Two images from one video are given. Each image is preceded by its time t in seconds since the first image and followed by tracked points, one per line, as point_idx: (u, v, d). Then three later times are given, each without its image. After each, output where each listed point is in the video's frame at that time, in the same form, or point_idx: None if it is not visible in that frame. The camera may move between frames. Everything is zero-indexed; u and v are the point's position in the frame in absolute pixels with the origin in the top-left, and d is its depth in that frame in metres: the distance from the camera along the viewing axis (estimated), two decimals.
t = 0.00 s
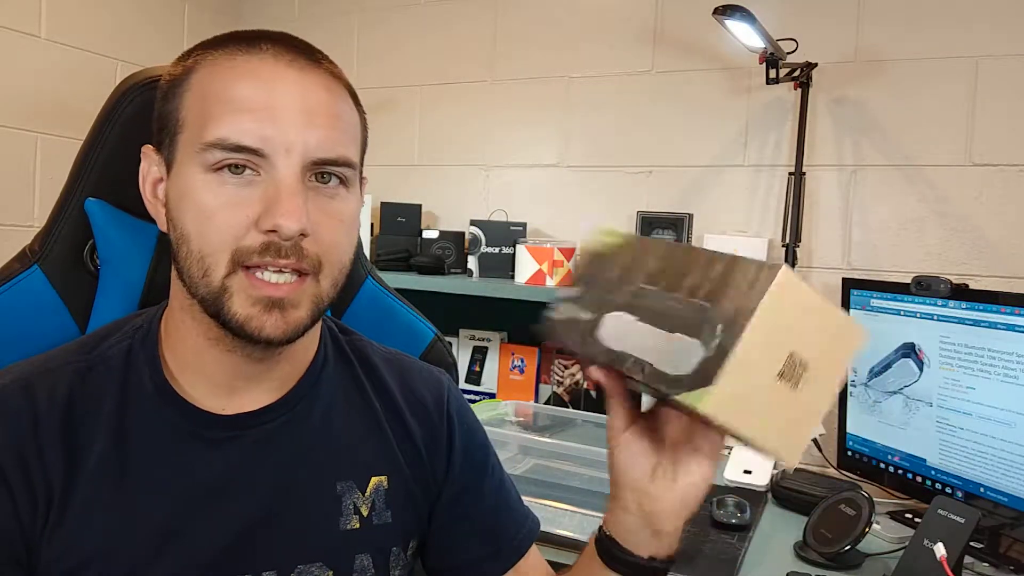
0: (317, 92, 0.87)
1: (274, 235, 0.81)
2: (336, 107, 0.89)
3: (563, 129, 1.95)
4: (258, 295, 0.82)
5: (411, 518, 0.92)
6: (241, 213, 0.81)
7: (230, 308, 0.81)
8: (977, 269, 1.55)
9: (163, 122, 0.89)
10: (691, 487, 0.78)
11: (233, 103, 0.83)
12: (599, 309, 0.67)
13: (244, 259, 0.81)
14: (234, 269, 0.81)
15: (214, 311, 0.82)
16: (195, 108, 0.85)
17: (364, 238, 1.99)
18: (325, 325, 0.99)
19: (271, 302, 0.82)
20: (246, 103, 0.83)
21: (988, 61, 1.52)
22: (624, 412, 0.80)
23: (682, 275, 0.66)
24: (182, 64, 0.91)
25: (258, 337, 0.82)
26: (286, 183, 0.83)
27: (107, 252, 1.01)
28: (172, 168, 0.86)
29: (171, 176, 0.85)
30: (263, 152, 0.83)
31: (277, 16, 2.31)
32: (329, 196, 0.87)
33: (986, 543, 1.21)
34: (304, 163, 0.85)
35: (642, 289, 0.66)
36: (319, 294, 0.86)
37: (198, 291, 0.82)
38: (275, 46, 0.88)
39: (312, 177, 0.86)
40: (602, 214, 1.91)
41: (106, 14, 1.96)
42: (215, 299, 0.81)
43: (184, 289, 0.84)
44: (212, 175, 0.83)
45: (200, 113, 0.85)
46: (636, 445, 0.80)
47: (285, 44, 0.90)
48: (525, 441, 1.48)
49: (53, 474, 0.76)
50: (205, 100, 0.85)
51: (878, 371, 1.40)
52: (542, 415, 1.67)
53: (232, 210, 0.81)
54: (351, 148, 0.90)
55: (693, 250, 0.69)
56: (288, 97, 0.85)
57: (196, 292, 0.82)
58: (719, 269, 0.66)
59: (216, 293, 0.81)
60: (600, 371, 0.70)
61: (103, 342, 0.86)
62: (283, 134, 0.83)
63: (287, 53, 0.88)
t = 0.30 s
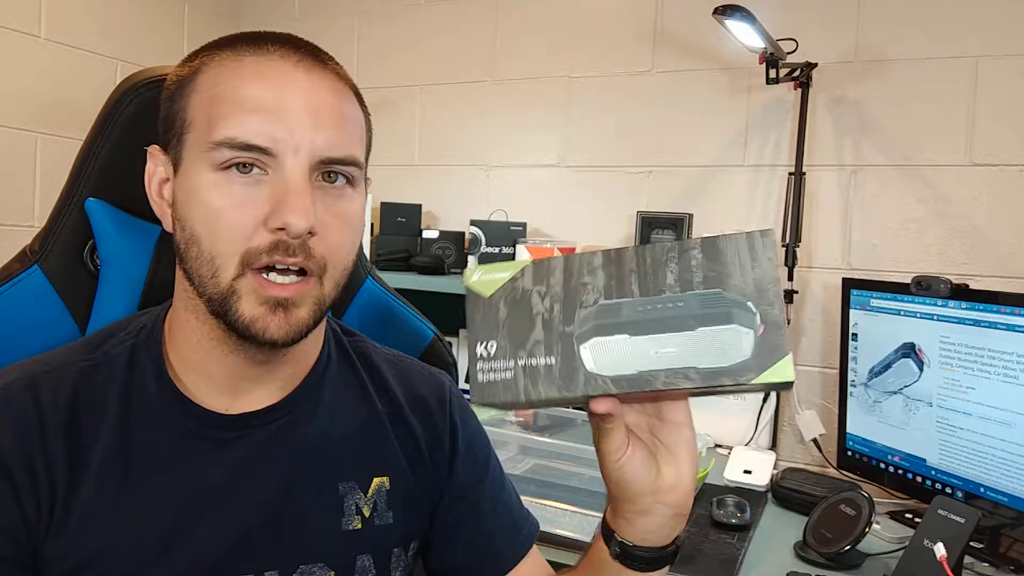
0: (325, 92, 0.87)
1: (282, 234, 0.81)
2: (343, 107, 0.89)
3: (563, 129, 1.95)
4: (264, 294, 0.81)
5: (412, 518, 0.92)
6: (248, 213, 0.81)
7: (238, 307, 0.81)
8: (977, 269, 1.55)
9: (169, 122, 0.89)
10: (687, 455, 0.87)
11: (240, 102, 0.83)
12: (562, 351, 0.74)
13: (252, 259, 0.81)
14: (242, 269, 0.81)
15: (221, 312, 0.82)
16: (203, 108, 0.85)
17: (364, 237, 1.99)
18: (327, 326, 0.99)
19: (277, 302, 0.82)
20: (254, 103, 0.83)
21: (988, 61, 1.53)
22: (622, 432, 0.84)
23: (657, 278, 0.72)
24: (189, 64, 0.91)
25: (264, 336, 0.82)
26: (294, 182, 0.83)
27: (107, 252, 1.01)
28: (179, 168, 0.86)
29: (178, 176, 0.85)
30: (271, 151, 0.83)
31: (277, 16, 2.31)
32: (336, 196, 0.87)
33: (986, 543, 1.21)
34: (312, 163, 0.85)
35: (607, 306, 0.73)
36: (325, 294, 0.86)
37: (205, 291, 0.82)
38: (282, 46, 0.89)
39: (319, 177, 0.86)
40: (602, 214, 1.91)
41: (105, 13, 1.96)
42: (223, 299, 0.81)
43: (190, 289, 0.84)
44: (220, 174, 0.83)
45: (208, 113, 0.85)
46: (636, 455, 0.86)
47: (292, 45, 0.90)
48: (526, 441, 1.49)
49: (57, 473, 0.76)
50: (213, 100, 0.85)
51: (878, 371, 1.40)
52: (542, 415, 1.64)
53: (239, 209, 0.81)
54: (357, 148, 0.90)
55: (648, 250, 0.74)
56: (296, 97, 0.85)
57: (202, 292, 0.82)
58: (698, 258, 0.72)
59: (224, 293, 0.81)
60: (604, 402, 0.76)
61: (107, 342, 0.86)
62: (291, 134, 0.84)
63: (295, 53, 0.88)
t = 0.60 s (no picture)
0: (326, 92, 0.87)
1: (281, 234, 0.81)
2: (345, 107, 0.89)
3: (563, 129, 1.95)
4: (262, 293, 0.81)
5: (414, 519, 0.92)
6: (249, 213, 0.81)
7: (236, 307, 0.81)
8: (977, 269, 1.55)
9: (172, 122, 0.89)
10: (676, 446, 0.88)
11: (241, 102, 0.83)
12: (551, 360, 0.75)
13: (251, 258, 0.81)
14: (242, 268, 0.81)
15: (221, 312, 0.82)
16: (204, 108, 0.85)
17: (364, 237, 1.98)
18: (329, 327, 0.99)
19: (276, 302, 0.82)
20: (255, 103, 0.83)
21: (987, 61, 1.53)
22: (614, 432, 0.85)
23: (635, 275, 0.73)
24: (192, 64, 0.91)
25: (263, 337, 0.82)
26: (294, 182, 0.83)
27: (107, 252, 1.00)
28: (181, 168, 0.86)
29: (179, 176, 0.85)
30: (271, 151, 0.83)
31: (277, 16, 2.31)
32: (336, 197, 0.87)
33: (987, 543, 1.21)
34: (312, 163, 0.85)
35: (587, 309, 0.74)
36: (324, 294, 0.86)
37: (205, 290, 0.82)
38: (284, 46, 0.89)
39: (320, 177, 0.86)
40: (602, 214, 1.91)
41: (105, 14, 1.95)
42: (222, 299, 0.81)
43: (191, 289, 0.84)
44: (220, 174, 0.83)
45: (209, 113, 0.85)
46: (629, 453, 0.86)
47: (294, 45, 0.90)
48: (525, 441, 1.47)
49: (59, 473, 0.76)
50: (214, 100, 0.85)
51: (878, 371, 1.40)
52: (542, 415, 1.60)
53: (239, 209, 0.81)
54: (359, 148, 0.90)
55: (621, 247, 0.75)
56: (297, 96, 0.85)
57: (203, 292, 0.82)
58: (673, 249, 0.73)
59: (223, 292, 0.81)
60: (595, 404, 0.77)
61: (108, 341, 0.86)
62: (291, 133, 0.84)
63: (297, 53, 0.88)
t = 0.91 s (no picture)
0: (322, 92, 0.87)
1: (275, 234, 0.81)
2: (342, 108, 0.89)
3: (563, 129, 1.95)
4: (257, 293, 0.81)
5: (412, 519, 0.92)
6: (244, 212, 0.82)
7: (231, 306, 0.81)
8: (977, 269, 1.55)
9: (168, 122, 0.89)
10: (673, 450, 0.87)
11: (236, 102, 0.84)
12: (539, 347, 0.70)
13: (245, 257, 0.81)
14: (237, 268, 0.81)
15: (216, 312, 0.82)
16: (200, 108, 0.86)
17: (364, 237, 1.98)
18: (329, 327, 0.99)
19: (271, 301, 0.82)
20: (250, 102, 0.84)
21: (987, 61, 1.52)
22: (605, 429, 0.84)
23: (634, 271, 0.69)
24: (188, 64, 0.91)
25: (258, 336, 0.82)
26: (289, 182, 0.83)
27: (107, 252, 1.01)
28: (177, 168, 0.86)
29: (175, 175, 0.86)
30: (266, 151, 0.83)
31: (277, 16, 2.31)
32: (332, 197, 0.87)
33: (987, 542, 1.21)
34: (308, 162, 0.85)
35: (583, 301, 0.69)
36: (320, 294, 0.86)
37: (200, 290, 0.82)
38: (280, 46, 0.89)
39: (316, 177, 0.86)
40: (602, 214, 1.91)
41: (105, 14, 1.96)
42: (217, 298, 0.81)
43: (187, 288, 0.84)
44: (215, 174, 0.83)
45: (205, 113, 0.85)
46: (621, 451, 0.85)
47: (290, 45, 0.90)
48: (525, 441, 1.48)
49: (59, 473, 0.76)
50: (209, 100, 0.85)
51: (878, 371, 1.40)
52: (542, 415, 1.63)
53: (233, 209, 0.82)
54: (356, 148, 0.90)
55: (625, 246, 0.71)
56: (292, 97, 0.85)
57: (198, 292, 0.82)
58: (674, 250, 0.68)
59: (218, 292, 0.81)
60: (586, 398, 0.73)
61: (107, 341, 0.86)
62: (286, 133, 0.84)
63: (293, 53, 0.89)
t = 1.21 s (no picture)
0: (358, 106, 0.87)
1: (322, 247, 0.80)
2: (372, 121, 0.89)
3: (563, 129, 1.95)
4: (300, 303, 0.81)
5: (410, 517, 0.92)
6: (286, 224, 0.79)
7: (272, 315, 0.80)
8: (977, 269, 1.55)
9: (188, 122, 0.85)
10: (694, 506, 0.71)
11: (280, 112, 0.81)
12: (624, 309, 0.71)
13: (290, 268, 0.80)
14: (278, 278, 0.80)
15: (254, 319, 0.81)
16: (234, 113, 0.82)
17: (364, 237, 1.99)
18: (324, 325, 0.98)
19: (311, 312, 0.81)
20: (295, 114, 0.82)
21: (988, 61, 1.52)
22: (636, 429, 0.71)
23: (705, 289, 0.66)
24: (209, 63, 0.87)
25: (299, 344, 0.82)
26: (333, 196, 0.82)
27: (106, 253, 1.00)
28: (204, 172, 0.82)
29: (204, 180, 0.82)
30: (313, 164, 0.81)
31: (277, 16, 2.31)
32: (366, 208, 0.87)
33: (987, 543, 1.21)
34: (349, 176, 0.84)
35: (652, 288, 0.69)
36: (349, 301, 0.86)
37: (236, 298, 0.80)
38: (315, 57, 0.87)
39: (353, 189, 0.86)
40: (602, 214, 1.91)
41: (106, 15, 1.96)
42: (256, 307, 0.80)
43: (215, 295, 0.82)
44: (253, 183, 0.80)
45: (241, 120, 0.82)
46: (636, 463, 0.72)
47: (322, 56, 0.89)
48: (526, 441, 1.48)
49: (58, 474, 0.76)
50: (247, 107, 0.82)
51: (879, 371, 1.40)
52: (542, 415, 1.64)
53: (276, 220, 0.79)
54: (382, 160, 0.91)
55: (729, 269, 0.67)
56: (334, 110, 0.84)
57: (233, 299, 0.81)
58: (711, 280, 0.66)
59: (258, 300, 0.80)
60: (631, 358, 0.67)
61: (106, 342, 0.86)
62: (332, 148, 0.82)
63: (327, 66, 0.87)
